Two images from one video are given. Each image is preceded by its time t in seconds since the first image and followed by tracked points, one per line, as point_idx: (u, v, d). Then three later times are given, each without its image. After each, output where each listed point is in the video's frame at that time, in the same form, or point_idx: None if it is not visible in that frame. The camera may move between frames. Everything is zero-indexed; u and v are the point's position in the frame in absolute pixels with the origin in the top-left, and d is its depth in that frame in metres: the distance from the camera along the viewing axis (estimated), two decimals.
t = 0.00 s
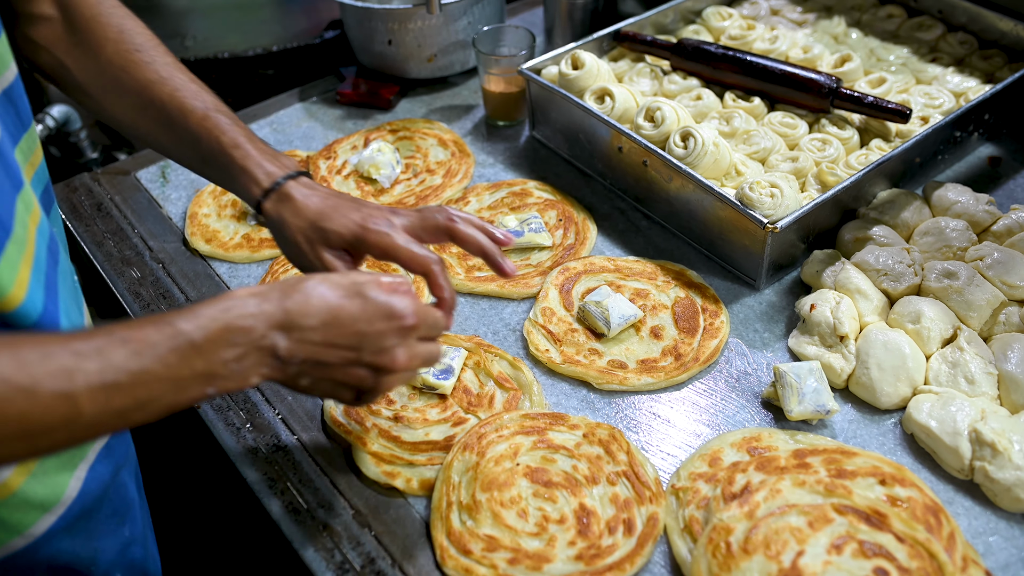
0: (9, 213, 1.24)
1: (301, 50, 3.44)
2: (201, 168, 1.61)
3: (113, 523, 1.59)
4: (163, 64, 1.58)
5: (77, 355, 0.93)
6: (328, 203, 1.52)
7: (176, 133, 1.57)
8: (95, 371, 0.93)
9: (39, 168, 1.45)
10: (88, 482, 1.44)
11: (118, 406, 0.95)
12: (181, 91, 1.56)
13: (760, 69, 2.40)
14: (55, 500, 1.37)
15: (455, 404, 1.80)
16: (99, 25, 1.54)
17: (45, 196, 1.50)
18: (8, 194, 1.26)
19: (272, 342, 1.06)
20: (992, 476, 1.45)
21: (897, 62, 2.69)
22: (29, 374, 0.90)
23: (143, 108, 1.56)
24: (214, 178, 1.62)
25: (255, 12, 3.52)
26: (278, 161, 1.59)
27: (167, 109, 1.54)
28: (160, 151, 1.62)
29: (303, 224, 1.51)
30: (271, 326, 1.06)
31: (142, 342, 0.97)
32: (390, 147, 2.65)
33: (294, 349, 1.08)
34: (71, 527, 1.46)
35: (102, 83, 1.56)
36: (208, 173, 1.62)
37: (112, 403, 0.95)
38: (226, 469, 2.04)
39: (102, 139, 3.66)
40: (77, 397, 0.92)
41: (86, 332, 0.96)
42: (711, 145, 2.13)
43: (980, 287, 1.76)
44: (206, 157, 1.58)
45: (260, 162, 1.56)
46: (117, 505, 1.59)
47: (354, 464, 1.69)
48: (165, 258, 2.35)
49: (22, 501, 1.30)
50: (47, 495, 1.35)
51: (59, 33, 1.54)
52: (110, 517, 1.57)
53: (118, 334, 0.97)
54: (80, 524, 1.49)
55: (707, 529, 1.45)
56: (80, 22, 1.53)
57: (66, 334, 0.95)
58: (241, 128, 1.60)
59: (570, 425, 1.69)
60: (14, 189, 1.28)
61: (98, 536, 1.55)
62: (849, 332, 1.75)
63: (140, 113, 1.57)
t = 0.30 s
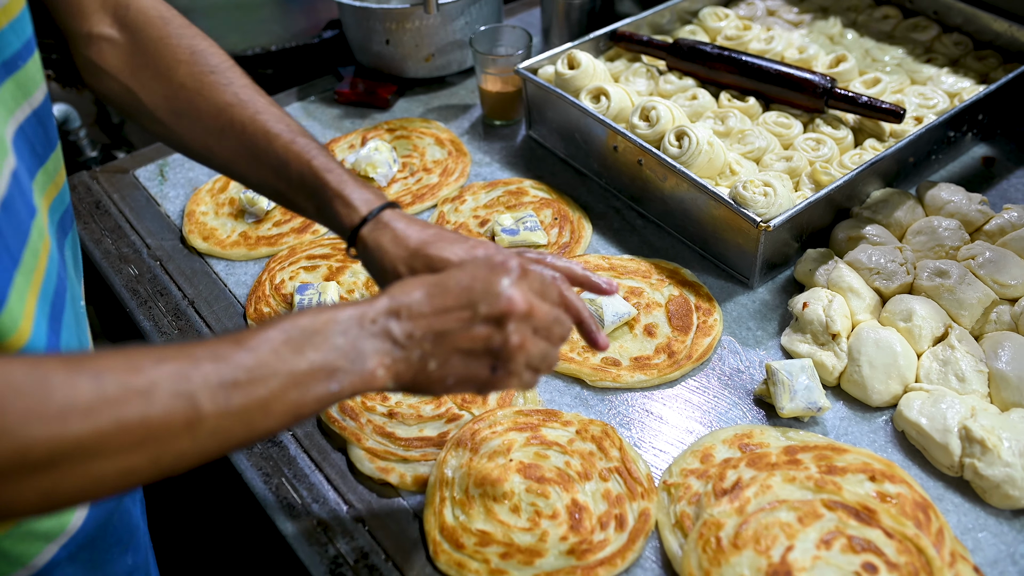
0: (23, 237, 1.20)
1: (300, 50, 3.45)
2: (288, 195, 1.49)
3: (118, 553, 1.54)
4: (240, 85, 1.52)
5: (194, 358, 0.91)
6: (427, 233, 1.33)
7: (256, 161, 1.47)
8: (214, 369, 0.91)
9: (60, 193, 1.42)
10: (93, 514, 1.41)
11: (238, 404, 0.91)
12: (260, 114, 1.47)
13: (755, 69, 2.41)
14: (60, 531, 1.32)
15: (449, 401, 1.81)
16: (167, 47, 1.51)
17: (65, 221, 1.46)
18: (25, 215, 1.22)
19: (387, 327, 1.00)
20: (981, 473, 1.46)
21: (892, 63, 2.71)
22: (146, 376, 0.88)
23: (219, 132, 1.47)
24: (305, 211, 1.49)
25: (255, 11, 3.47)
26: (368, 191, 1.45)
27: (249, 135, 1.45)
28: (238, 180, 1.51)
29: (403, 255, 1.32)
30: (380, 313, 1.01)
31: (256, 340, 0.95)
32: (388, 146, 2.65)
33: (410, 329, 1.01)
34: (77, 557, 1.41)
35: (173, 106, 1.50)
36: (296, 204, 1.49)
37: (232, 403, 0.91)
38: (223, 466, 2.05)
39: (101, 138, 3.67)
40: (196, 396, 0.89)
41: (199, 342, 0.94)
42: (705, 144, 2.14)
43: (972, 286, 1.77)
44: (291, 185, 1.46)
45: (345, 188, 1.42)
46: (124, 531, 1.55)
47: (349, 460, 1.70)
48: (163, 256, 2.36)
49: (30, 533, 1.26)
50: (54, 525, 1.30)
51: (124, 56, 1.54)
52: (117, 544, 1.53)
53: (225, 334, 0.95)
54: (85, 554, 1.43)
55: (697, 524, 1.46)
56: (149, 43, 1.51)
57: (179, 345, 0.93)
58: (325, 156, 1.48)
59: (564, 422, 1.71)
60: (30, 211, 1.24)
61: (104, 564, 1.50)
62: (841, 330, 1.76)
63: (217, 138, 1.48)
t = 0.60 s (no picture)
0: (13, 224, 1.20)
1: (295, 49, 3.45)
2: (319, 157, 1.43)
3: (110, 550, 1.54)
4: (269, 55, 1.45)
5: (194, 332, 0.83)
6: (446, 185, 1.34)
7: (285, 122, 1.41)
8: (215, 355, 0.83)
9: (57, 187, 1.42)
10: (83, 511, 1.42)
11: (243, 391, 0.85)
12: (289, 80, 1.42)
13: (747, 68, 2.42)
14: (46, 526, 1.32)
15: (440, 397, 1.81)
16: (196, 21, 1.43)
17: (62, 216, 1.46)
18: (16, 202, 1.21)
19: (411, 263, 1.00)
20: (968, 468, 1.47)
21: (884, 63, 2.72)
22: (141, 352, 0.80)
23: (249, 98, 1.42)
24: (334, 167, 1.44)
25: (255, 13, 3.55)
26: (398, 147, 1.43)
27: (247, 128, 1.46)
28: (266, 145, 1.45)
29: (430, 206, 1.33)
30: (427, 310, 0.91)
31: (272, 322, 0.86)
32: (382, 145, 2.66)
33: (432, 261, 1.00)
34: (61, 554, 1.41)
35: (202, 79, 1.44)
36: (327, 164, 1.44)
37: (234, 390, 0.84)
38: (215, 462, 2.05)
39: (98, 137, 3.68)
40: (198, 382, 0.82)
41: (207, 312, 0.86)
42: (696, 143, 2.15)
43: (960, 283, 1.78)
44: (322, 144, 1.42)
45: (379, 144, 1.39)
46: (117, 529, 1.54)
47: (340, 455, 1.70)
48: (157, 254, 2.36)
49: (16, 526, 1.26)
50: (39, 520, 1.30)
51: (155, 37, 1.45)
52: (107, 542, 1.52)
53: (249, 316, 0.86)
54: (72, 551, 1.43)
55: (685, 519, 1.47)
56: (174, 21, 1.43)
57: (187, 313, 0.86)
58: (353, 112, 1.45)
59: (554, 418, 1.71)
60: (21, 200, 1.24)
61: (92, 561, 1.49)
62: (830, 328, 1.77)
63: (245, 102, 1.43)
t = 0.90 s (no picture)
0: (21, 234, 1.19)
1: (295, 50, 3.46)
2: (334, 199, 1.36)
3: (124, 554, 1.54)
4: (285, 81, 1.39)
5: (188, 366, 0.84)
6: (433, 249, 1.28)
7: (303, 157, 1.34)
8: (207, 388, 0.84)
9: (68, 192, 1.42)
10: (97, 517, 1.42)
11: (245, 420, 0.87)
12: (306, 111, 1.36)
13: (745, 69, 2.43)
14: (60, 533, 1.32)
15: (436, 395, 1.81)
16: (207, 38, 1.39)
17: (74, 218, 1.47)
18: (23, 212, 1.21)
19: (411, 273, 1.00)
20: (962, 468, 1.47)
21: (882, 64, 2.72)
22: (134, 391, 0.82)
23: (261, 129, 1.34)
24: (351, 214, 1.36)
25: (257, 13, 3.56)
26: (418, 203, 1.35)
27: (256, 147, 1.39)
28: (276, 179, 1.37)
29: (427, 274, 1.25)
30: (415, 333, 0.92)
31: (264, 354, 0.86)
32: (380, 145, 2.66)
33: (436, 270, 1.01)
34: (76, 558, 1.42)
35: (211, 100, 1.37)
36: (343, 211, 1.36)
37: (230, 419, 0.86)
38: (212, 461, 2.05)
39: (99, 137, 3.69)
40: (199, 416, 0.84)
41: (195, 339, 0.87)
42: (693, 143, 2.16)
43: (955, 284, 1.78)
44: (341, 190, 1.34)
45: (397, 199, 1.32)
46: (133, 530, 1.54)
47: (336, 452, 1.71)
48: (156, 252, 2.37)
49: (29, 533, 1.26)
50: (53, 527, 1.30)
51: (159, 47, 1.41)
52: (122, 544, 1.52)
53: (235, 342, 0.86)
54: (87, 554, 1.44)
55: (679, 517, 1.47)
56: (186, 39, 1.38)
57: (177, 340, 0.87)
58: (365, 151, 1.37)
59: (549, 417, 1.71)
60: (29, 211, 1.24)
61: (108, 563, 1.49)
62: (825, 327, 1.77)
63: (258, 133, 1.35)
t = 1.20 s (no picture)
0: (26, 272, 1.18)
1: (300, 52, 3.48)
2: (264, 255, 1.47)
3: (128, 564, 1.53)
4: (238, 132, 1.45)
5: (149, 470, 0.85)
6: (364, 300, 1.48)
7: (240, 213, 1.43)
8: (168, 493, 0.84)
9: (70, 216, 1.40)
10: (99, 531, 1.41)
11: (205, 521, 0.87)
12: (250, 167, 1.43)
13: (747, 72, 2.43)
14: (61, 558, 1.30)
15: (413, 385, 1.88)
16: (168, 78, 1.42)
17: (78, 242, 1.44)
18: (26, 249, 1.20)
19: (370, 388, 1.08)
20: (960, 472, 1.46)
21: (885, 68, 2.72)
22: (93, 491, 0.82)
23: (205, 178, 1.42)
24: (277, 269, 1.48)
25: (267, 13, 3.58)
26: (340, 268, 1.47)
27: (221, 183, 1.42)
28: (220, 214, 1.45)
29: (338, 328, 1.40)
30: (358, 444, 0.93)
31: (219, 457, 0.88)
32: (383, 147, 2.68)
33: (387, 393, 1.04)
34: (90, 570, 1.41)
35: (166, 141, 1.43)
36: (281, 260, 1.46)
37: (181, 523, 0.86)
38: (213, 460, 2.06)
39: (105, 136, 3.71)
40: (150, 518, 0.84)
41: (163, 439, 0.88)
42: (694, 146, 2.16)
43: (955, 287, 1.78)
44: (270, 247, 1.45)
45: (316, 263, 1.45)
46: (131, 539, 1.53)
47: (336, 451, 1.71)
48: (160, 253, 2.38)
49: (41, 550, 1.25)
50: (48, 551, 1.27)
51: (124, 77, 1.44)
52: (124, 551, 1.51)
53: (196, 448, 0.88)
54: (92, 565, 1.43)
55: (675, 519, 1.47)
56: (148, 69, 1.42)
57: (141, 442, 0.87)
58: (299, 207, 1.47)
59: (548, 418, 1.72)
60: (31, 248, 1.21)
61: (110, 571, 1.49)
62: (825, 330, 1.77)
63: (202, 180, 1.43)
